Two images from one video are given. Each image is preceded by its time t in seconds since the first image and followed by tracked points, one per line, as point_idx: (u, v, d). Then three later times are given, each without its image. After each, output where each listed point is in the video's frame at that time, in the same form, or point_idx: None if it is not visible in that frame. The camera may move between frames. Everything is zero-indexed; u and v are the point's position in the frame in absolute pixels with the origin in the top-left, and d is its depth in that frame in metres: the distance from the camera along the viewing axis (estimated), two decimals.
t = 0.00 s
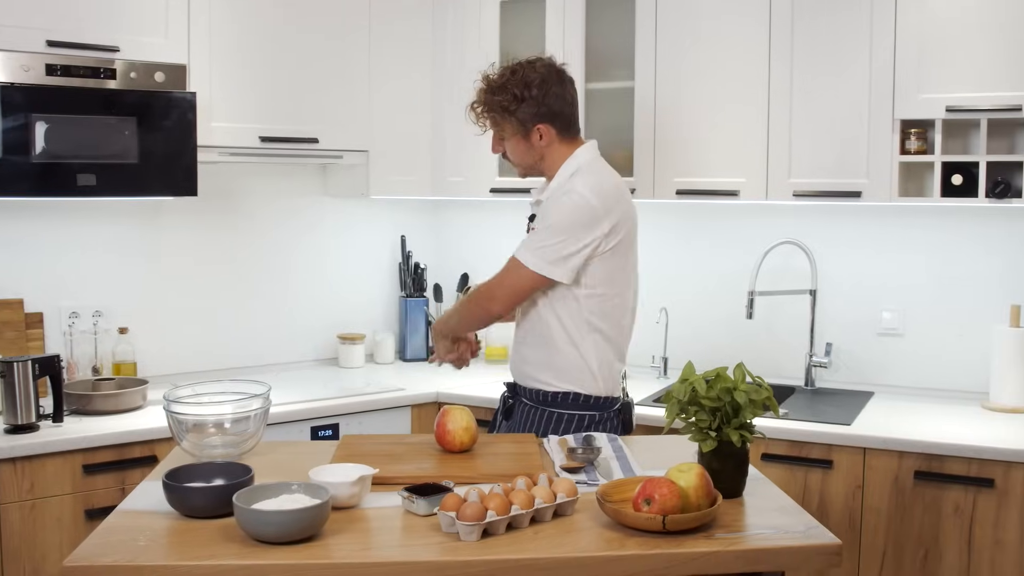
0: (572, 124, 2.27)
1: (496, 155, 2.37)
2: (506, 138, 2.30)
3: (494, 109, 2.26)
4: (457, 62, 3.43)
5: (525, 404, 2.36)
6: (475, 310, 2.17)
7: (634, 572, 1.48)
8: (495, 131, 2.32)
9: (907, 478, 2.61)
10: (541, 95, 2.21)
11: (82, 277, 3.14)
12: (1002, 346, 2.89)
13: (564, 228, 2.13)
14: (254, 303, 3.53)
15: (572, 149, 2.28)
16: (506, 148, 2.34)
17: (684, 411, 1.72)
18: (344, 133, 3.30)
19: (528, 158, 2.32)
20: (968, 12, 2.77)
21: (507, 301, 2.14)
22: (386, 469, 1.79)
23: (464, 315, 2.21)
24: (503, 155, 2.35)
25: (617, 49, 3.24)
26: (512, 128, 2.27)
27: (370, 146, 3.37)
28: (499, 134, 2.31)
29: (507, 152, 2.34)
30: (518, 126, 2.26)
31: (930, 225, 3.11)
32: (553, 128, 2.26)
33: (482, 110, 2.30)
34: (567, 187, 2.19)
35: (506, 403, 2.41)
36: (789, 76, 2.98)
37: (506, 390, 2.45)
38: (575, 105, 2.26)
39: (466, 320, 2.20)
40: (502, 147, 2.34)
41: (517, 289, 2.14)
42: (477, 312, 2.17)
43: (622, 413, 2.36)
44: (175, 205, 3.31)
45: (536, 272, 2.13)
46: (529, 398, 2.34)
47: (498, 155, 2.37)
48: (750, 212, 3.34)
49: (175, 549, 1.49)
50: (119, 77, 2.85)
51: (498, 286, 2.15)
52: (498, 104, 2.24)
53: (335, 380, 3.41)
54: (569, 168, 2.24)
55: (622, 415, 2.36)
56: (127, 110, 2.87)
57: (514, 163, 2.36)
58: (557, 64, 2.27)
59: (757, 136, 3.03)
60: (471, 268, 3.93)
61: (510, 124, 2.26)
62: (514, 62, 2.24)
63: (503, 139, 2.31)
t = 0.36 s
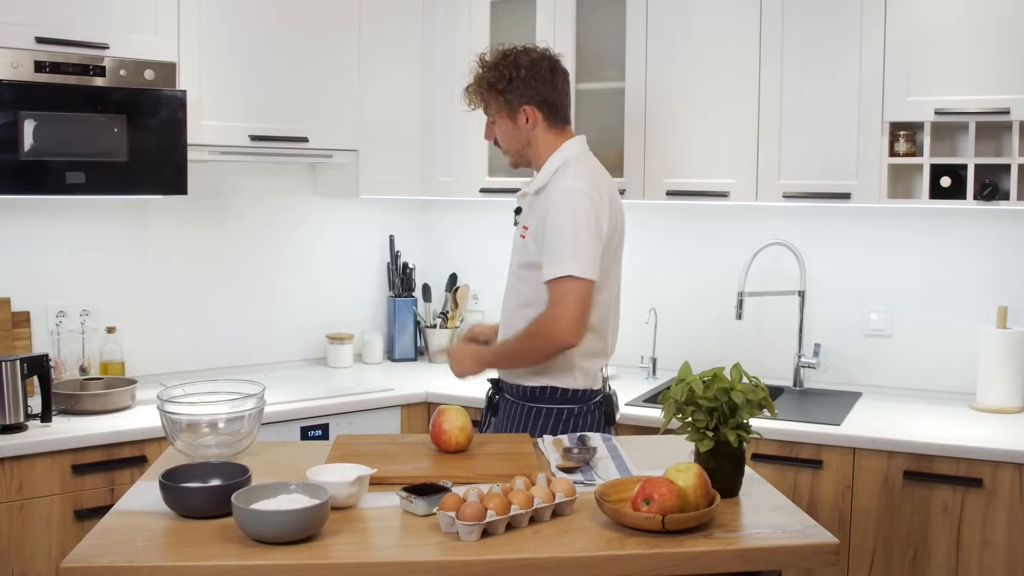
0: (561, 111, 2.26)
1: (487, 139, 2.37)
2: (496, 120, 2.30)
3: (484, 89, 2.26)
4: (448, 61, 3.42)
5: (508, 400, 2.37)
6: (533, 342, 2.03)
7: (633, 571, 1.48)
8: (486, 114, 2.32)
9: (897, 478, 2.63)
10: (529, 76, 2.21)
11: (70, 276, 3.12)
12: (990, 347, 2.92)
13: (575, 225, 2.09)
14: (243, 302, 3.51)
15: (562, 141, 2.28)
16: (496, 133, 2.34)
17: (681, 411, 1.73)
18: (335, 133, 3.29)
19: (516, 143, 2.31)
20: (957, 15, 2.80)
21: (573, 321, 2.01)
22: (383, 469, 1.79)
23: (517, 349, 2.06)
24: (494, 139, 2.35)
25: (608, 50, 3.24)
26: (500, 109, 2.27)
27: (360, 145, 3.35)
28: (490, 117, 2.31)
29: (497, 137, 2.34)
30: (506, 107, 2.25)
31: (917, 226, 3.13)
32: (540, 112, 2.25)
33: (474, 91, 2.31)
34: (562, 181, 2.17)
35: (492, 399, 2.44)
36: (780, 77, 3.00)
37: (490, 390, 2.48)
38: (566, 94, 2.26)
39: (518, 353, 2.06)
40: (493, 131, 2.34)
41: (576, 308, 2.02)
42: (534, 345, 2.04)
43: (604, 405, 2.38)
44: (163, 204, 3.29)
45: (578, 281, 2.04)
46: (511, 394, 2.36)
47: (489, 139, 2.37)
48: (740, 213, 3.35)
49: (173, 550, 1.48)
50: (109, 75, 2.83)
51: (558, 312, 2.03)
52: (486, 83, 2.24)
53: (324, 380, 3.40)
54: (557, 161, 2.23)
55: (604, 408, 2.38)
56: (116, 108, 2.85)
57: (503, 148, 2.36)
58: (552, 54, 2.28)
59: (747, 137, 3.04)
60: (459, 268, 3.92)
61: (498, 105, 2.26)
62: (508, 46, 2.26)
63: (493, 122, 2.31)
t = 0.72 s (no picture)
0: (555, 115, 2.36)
1: (497, 131, 2.23)
2: (520, 108, 2.22)
3: (519, 71, 2.20)
4: (442, 68, 3.43)
5: (517, 409, 2.34)
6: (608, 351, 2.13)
7: None
8: (508, 100, 2.21)
9: (890, 486, 2.65)
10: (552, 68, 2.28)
11: (62, 281, 3.11)
12: (981, 356, 2.94)
13: (611, 220, 2.21)
14: (236, 309, 3.51)
15: (549, 144, 2.34)
16: (517, 122, 2.23)
17: (681, 418, 1.74)
18: (330, 139, 3.29)
19: (534, 134, 2.26)
20: (949, 27, 2.83)
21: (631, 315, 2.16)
22: (384, 476, 1.79)
23: (595, 384, 2.11)
24: (506, 130, 2.23)
25: (603, 58, 3.25)
26: (532, 95, 2.22)
27: (355, 152, 3.35)
28: (518, 103, 2.22)
29: (516, 127, 2.23)
30: (540, 92, 2.23)
31: (909, 236, 3.16)
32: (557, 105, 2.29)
33: (499, 75, 2.20)
34: (577, 182, 2.26)
35: (488, 410, 2.41)
36: (774, 88, 3.02)
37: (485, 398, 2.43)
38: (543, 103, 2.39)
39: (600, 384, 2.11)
40: (509, 121, 2.22)
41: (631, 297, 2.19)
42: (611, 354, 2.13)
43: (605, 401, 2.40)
44: (157, 210, 3.28)
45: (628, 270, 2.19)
46: (518, 403, 2.33)
47: (499, 131, 2.23)
48: (733, 222, 3.37)
49: (174, 556, 1.47)
50: (104, 79, 2.83)
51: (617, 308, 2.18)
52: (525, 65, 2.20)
53: (317, 387, 3.40)
54: (551, 164, 2.29)
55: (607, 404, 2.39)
56: (110, 113, 2.84)
57: (514, 141, 2.25)
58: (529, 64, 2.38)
59: (741, 147, 3.06)
60: (453, 275, 3.92)
61: (532, 90, 2.22)
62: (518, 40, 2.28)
63: (515, 109, 2.22)
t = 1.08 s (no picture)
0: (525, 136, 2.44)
1: (496, 132, 2.27)
2: (516, 114, 2.29)
3: (519, 79, 2.29)
4: (435, 82, 3.45)
5: (511, 414, 2.33)
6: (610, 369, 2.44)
7: None
8: (508, 103, 2.28)
9: (880, 498, 2.67)
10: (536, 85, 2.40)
11: (53, 293, 3.10)
12: (969, 369, 2.97)
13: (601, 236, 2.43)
14: (227, 321, 3.50)
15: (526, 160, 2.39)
16: (513, 127, 2.29)
17: (675, 431, 1.75)
18: (324, 152, 3.30)
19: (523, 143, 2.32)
20: (937, 44, 2.87)
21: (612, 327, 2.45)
22: (380, 489, 1.80)
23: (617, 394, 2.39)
24: (503, 133, 2.28)
25: (594, 73, 3.28)
26: (526, 104, 2.30)
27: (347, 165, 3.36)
28: (516, 109, 2.29)
29: (512, 131, 2.29)
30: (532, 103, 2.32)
31: (897, 250, 3.19)
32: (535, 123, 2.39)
33: (500, 80, 2.28)
34: (575, 198, 2.39)
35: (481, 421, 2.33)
36: (764, 103, 3.05)
37: (472, 409, 2.34)
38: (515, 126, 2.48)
39: (619, 401, 2.38)
40: (506, 125, 2.28)
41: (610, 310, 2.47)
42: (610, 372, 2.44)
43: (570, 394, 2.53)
44: (149, 222, 3.29)
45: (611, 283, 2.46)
46: (518, 408, 2.33)
47: (498, 132, 2.27)
48: (723, 236, 3.40)
49: (170, 569, 1.48)
50: (97, 92, 2.82)
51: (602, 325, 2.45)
52: (524, 74, 2.30)
53: (308, 400, 3.39)
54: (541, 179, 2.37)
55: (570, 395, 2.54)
56: (102, 125, 2.84)
57: (508, 144, 2.28)
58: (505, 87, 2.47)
59: (732, 162, 3.09)
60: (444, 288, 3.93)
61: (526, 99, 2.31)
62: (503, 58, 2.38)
63: (512, 115, 2.28)
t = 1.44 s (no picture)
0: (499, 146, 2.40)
1: (469, 147, 2.21)
2: (489, 129, 2.23)
3: (493, 93, 2.23)
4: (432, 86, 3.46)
5: (475, 416, 2.39)
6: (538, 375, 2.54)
7: None
8: (481, 118, 2.22)
9: (874, 501, 2.69)
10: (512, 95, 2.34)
11: (50, 295, 3.11)
12: (963, 374, 2.99)
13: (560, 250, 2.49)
14: (224, 323, 3.51)
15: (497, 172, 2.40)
16: (487, 141, 2.23)
17: (672, 434, 1.77)
18: (322, 156, 3.31)
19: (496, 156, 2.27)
20: (932, 51, 2.89)
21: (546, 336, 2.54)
22: (380, 491, 1.81)
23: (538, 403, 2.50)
24: (476, 148, 2.22)
25: (591, 78, 3.30)
26: (500, 118, 2.25)
27: (345, 168, 3.37)
28: (490, 123, 2.23)
29: (485, 145, 2.23)
30: (506, 116, 2.26)
31: (891, 255, 3.21)
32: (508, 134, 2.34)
33: (474, 95, 2.21)
34: (543, 214, 2.43)
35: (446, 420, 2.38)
36: (760, 109, 3.07)
37: (437, 409, 2.38)
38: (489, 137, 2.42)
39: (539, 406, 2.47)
40: (479, 139, 2.22)
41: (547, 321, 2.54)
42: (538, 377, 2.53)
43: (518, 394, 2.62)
44: (146, 225, 3.29)
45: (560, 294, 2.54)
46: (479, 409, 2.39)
47: (471, 147, 2.21)
48: (719, 240, 3.41)
49: (171, 570, 1.48)
50: (96, 95, 2.83)
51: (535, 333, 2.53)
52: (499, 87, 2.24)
53: (305, 402, 3.40)
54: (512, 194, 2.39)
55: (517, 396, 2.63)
56: (100, 127, 2.85)
57: (481, 159, 2.23)
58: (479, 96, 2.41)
59: (728, 167, 3.11)
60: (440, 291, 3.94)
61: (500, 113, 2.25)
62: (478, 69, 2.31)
63: (485, 129, 2.22)
